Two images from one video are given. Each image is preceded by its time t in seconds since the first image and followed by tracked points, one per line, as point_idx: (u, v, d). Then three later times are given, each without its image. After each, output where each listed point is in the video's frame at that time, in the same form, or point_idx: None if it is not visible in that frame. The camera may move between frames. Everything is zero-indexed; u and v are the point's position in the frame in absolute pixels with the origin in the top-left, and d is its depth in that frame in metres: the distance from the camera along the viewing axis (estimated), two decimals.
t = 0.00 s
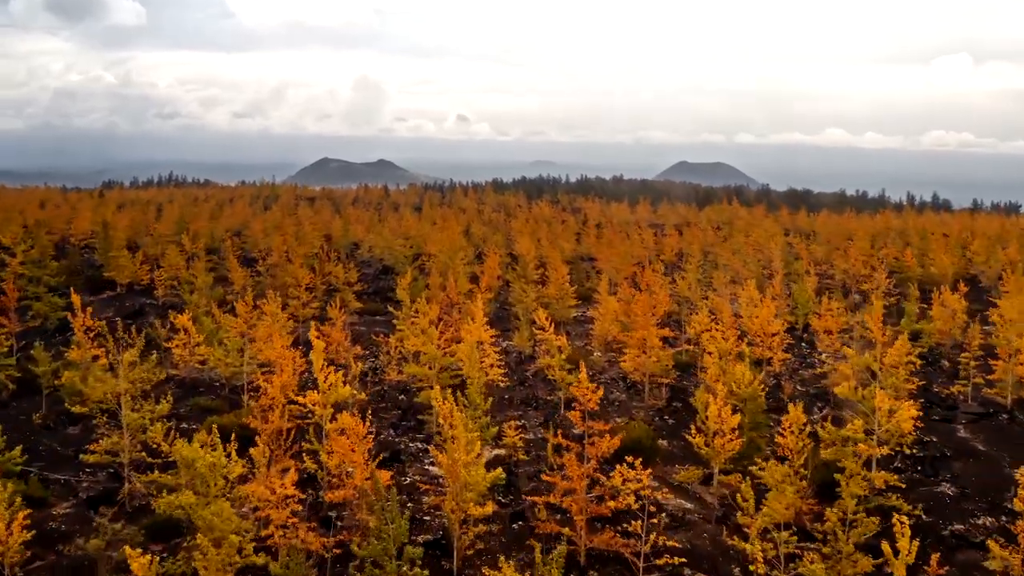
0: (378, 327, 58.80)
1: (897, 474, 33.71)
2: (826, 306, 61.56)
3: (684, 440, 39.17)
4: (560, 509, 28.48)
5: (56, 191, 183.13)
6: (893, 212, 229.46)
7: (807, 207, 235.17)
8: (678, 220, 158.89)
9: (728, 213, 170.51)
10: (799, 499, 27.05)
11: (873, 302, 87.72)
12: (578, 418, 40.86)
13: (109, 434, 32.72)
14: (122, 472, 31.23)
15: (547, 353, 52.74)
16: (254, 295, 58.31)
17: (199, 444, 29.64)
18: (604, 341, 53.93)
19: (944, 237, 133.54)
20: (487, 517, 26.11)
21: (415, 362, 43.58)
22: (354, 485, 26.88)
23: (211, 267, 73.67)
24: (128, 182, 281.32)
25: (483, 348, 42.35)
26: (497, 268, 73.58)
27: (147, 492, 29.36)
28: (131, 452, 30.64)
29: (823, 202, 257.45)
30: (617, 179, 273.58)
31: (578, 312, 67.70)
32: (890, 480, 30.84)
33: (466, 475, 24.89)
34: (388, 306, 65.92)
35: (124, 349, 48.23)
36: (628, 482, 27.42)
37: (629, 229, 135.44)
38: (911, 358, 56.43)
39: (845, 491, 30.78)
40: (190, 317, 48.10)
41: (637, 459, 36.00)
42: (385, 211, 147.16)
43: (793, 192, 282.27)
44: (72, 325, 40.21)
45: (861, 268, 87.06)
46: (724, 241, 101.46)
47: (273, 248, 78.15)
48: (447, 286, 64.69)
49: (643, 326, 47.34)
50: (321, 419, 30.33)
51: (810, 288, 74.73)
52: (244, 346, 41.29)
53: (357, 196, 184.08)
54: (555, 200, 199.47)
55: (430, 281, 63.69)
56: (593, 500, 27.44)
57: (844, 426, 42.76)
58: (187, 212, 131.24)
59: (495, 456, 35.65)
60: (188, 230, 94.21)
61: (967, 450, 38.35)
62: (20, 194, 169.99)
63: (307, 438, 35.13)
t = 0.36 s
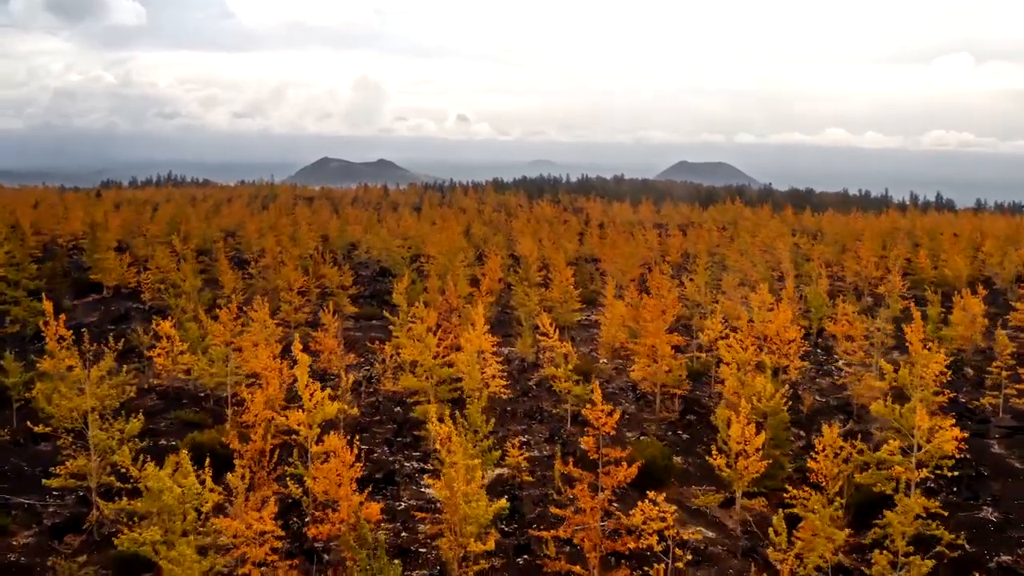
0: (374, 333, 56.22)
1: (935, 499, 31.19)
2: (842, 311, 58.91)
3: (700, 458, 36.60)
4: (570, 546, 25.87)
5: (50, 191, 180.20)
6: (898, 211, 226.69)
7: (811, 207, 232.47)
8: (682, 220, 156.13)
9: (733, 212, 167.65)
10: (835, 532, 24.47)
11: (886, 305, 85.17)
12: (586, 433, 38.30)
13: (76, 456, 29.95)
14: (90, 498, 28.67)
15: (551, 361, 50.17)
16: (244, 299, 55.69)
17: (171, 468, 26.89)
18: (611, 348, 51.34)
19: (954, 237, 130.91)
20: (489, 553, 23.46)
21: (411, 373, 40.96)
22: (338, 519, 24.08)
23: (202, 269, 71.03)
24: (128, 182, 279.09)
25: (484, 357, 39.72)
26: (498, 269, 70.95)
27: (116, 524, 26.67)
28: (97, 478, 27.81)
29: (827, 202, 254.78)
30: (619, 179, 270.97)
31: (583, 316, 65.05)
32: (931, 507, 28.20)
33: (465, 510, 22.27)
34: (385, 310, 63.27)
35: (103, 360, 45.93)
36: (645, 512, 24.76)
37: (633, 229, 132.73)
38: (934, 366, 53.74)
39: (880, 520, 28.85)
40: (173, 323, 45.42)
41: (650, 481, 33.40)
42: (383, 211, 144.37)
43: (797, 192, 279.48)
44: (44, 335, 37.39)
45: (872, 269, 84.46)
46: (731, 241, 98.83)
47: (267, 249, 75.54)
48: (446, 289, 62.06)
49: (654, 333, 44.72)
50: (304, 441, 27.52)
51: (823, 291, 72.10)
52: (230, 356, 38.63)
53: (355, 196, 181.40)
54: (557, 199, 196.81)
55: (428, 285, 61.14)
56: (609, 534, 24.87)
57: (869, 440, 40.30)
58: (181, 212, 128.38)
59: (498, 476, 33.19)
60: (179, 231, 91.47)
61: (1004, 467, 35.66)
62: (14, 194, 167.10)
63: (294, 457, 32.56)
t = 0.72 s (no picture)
0: (371, 339, 53.66)
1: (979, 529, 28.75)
2: (859, 316, 56.36)
3: (719, 479, 34.03)
4: None
5: (44, 191, 177.36)
6: (903, 211, 224.11)
7: (815, 207, 229.79)
8: (685, 219, 153.50)
9: (737, 211, 164.99)
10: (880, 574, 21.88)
11: (900, 308, 82.60)
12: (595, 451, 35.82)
13: (39, 481, 27.30)
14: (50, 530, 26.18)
15: (556, 369, 47.56)
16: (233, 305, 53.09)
17: (138, 498, 24.24)
18: (619, 356, 48.70)
19: (964, 238, 128.36)
20: None
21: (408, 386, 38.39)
22: (322, 560, 21.43)
23: (191, 272, 68.31)
24: (125, 181, 276.21)
25: (485, 367, 37.06)
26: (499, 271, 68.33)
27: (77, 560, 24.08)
28: (58, 508, 25.17)
29: (830, 201, 252.17)
30: (621, 179, 268.35)
31: (588, 321, 62.46)
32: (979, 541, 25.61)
33: (465, 552, 19.57)
34: (381, 314, 60.64)
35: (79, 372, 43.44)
36: (667, 551, 22.10)
37: (636, 229, 130.18)
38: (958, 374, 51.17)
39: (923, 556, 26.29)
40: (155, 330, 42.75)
41: (666, 507, 30.82)
42: (382, 211, 141.68)
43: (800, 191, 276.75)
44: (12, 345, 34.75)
45: (885, 271, 81.87)
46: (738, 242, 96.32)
47: (259, 250, 72.81)
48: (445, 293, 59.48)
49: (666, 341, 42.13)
50: (286, 467, 24.87)
51: (836, 294, 69.51)
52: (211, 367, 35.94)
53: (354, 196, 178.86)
54: (558, 198, 194.11)
55: (427, 289, 58.53)
56: None
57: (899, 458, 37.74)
58: (174, 212, 125.56)
59: (501, 501, 30.66)
60: (170, 231, 88.59)
61: None
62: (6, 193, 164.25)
63: (278, 479, 29.99)
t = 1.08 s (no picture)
0: (366, 347, 51.14)
1: None
2: (878, 322, 53.78)
3: (740, 503, 31.42)
4: None
5: (38, 190, 174.90)
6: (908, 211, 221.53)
7: (819, 206, 226.74)
8: (689, 219, 150.91)
9: (742, 211, 162.39)
10: None
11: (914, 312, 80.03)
12: (606, 472, 33.28)
13: None
14: (1, 563, 23.69)
15: (562, 379, 44.98)
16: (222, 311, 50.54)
17: (96, 534, 21.58)
18: (628, 365, 46.16)
19: (974, 238, 125.85)
20: None
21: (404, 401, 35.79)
22: None
23: (181, 275, 65.71)
24: (122, 180, 273.65)
25: (486, 381, 34.46)
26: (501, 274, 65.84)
27: None
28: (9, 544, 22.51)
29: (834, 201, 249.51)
30: (623, 179, 265.82)
31: (594, 326, 59.90)
32: None
33: None
34: (378, 320, 58.11)
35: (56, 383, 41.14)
36: None
37: (640, 230, 127.78)
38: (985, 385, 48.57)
39: None
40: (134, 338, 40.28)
41: (685, 536, 28.13)
42: (381, 211, 139.13)
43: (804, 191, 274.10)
44: None
45: (899, 273, 79.30)
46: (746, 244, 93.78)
47: (252, 252, 70.27)
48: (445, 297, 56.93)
49: (679, 352, 39.60)
50: (262, 499, 22.18)
51: (850, 297, 66.98)
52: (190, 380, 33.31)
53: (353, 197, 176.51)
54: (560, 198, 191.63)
55: (426, 293, 56.07)
56: None
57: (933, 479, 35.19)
58: (168, 212, 123.02)
59: (504, 530, 28.04)
60: (161, 231, 85.96)
61: None
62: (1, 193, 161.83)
63: (260, 507, 27.34)
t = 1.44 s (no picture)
0: (362, 355, 48.59)
1: None
2: (900, 329, 51.24)
3: (767, 533, 28.72)
4: None
5: (33, 189, 172.42)
6: (914, 211, 218.84)
7: (823, 206, 224.06)
8: (693, 219, 148.31)
9: (747, 211, 159.66)
10: None
11: (930, 316, 77.22)
12: (618, 498, 30.66)
13: None
14: None
15: (568, 392, 42.42)
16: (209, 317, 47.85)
17: None
18: (639, 375, 43.50)
19: (984, 239, 123.30)
20: None
21: (399, 418, 33.09)
22: None
23: (169, 279, 63.02)
24: (121, 180, 271.48)
25: (488, 397, 31.80)
26: (502, 278, 63.21)
27: None
28: None
29: (839, 201, 246.22)
30: (623, 179, 263.95)
31: (600, 332, 57.31)
32: None
33: None
34: (374, 326, 55.43)
35: (25, 397, 38.33)
36: None
37: (643, 231, 125.24)
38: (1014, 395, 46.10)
39: None
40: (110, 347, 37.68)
41: (709, 573, 25.32)
42: (379, 211, 136.46)
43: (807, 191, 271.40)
44: None
45: (914, 276, 76.70)
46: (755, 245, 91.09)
47: (244, 254, 67.57)
48: (444, 302, 54.36)
49: (696, 363, 36.96)
50: (232, 544, 19.33)
51: (867, 303, 64.30)
52: (166, 396, 30.64)
53: (352, 197, 173.88)
54: (561, 198, 189.25)
55: (424, 298, 53.44)
56: None
57: (972, 504, 32.62)
58: (162, 212, 120.40)
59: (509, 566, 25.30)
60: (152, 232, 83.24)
61: None
62: None
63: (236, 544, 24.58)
